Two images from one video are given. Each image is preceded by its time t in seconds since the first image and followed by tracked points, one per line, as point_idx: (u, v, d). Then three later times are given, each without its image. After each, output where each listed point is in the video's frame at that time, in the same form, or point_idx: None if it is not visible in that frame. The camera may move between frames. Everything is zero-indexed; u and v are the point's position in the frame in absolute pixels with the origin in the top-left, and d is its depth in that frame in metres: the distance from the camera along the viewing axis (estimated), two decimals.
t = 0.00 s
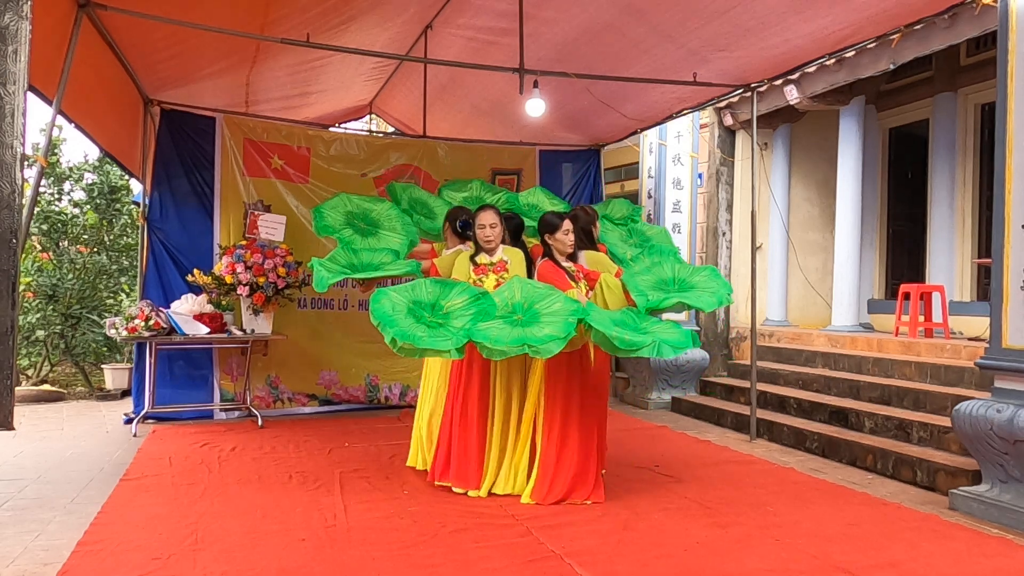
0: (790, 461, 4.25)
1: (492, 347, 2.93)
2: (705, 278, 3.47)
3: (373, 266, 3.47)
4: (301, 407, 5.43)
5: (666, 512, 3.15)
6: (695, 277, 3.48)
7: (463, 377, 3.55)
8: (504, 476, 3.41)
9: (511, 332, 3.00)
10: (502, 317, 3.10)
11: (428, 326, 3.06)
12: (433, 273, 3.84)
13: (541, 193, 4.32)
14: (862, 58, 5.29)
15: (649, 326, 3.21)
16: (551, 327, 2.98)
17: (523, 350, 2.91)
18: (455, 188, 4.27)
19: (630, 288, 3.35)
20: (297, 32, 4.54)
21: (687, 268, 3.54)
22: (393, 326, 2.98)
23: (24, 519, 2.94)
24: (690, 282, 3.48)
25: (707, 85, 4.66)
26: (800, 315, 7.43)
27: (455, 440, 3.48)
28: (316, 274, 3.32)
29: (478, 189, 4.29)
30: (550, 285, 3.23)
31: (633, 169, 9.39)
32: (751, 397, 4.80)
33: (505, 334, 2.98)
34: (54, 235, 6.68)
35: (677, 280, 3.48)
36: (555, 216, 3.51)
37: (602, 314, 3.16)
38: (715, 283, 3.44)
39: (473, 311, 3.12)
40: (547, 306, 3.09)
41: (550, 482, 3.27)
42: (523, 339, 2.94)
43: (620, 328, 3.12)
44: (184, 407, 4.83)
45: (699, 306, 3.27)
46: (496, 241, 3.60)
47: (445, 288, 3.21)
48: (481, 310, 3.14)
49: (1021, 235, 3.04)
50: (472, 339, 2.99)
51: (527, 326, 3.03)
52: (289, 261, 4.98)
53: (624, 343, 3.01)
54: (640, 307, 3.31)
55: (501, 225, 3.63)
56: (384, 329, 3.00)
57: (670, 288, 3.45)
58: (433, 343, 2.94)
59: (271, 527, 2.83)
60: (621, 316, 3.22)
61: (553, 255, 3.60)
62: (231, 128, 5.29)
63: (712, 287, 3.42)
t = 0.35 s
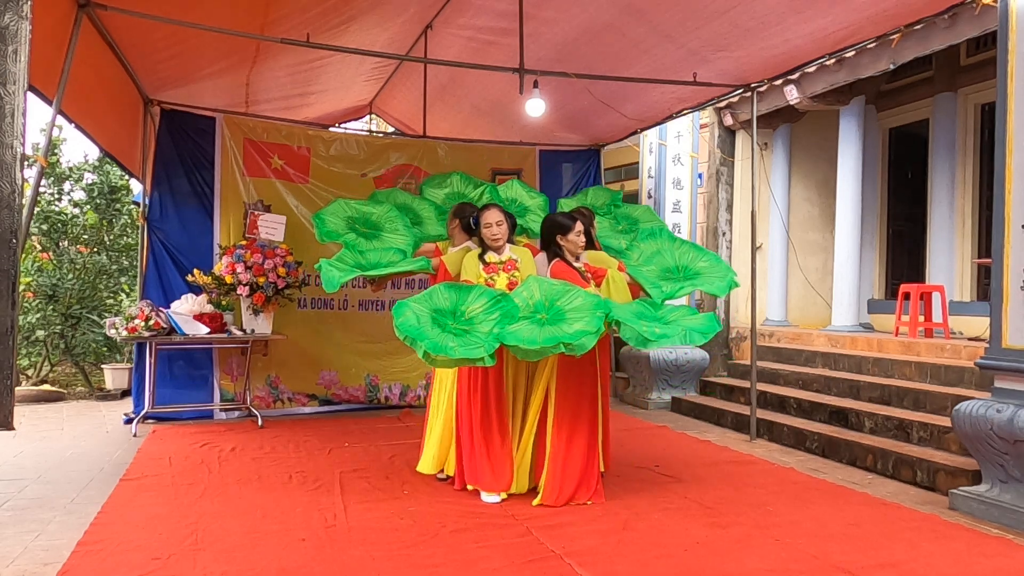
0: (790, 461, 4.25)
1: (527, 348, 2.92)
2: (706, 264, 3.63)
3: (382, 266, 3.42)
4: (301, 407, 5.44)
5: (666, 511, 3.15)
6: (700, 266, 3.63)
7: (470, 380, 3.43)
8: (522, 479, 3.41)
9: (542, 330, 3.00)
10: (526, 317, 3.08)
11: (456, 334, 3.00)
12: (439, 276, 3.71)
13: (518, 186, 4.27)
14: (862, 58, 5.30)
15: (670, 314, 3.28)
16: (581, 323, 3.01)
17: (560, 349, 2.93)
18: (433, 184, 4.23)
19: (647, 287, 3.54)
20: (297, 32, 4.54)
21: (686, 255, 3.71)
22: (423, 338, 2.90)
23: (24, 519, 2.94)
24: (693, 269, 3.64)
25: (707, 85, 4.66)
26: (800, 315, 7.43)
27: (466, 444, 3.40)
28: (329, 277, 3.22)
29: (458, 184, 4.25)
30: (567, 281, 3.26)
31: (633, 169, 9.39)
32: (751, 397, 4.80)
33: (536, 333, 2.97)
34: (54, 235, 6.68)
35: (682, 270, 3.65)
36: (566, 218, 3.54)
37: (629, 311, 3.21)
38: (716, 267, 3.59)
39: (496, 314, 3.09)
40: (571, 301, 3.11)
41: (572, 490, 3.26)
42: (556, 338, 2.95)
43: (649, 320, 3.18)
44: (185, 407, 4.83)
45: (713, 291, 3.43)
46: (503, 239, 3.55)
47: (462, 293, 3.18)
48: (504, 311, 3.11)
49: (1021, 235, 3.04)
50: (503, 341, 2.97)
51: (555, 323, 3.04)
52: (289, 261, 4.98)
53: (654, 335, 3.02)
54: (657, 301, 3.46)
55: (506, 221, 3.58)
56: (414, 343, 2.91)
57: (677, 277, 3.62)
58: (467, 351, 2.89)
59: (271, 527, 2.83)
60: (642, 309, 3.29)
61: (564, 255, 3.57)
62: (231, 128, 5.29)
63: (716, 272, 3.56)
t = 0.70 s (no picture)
0: (790, 461, 4.25)
1: (564, 341, 2.95)
2: (704, 247, 3.67)
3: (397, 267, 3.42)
4: (301, 407, 5.44)
5: (666, 511, 3.15)
6: (699, 249, 3.67)
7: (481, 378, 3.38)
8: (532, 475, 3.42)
9: (572, 326, 3.05)
10: (551, 314, 3.13)
11: (488, 333, 2.99)
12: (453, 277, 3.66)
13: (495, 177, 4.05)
14: (862, 58, 5.30)
15: (683, 306, 3.42)
16: (608, 317, 3.10)
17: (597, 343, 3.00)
18: (415, 182, 4.02)
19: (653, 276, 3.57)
20: (297, 32, 4.53)
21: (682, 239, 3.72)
22: (461, 340, 2.88)
23: (24, 519, 2.94)
24: (692, 254, 3.66)
25: (707, 85, 4.66)
26: (799, 314, 7.43)
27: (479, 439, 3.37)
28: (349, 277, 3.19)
29: (438, 178, 4.05)
30: (581, 280, 3.36)
31: (633, 169, 9.39)
32: (751, 397, 4.80)
33: (568, 329, 3.03)
34: (54, 235, 6.68)
35: (682, 254, 3.67)
36: (576, 220, 3.58)
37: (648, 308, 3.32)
38: (714, 250, 3.65)
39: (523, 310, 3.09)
40: (590, 297, 3.21)
41: (590, 484, 3.33)
42: (591, 333, 3.01)
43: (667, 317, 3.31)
44: (185, 407, 4.83)
45: (719, 277, 3.51)
46: (507, 236, 3.51)
47: (480, 294, 3.14)
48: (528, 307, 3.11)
49: (1021, 235, 3.03)
50: (537, 338, 2.98)
51: (581, 319, 3.12)
52: (289, 261, 4.98)
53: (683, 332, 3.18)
54: (666, 291, 3.47)
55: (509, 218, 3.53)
56: (452, 345, 2.87)
57: (678, 263, 3.63)
58: (506, 349, 2.89)
59: (271, 527, 2.83)
60: (658, 301, 3.41)
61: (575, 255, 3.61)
62: (231, 128, 5.29)
63: (715, 257, 3.61)
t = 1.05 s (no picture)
0: (790, 461, 4.25)
1: (597, 334, 2.99)
2: (700, 234, 3.69)
3: (413, 279, 3.29)
4: (301, 407, 5.44)
5: (666, 511, 3.15)
6: (695, 236, 3.69)
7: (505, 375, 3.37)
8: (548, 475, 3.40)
9: (601, 319, 3.09)
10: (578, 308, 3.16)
11: (520, 330, 3.00)
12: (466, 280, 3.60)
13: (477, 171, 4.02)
14: (862, 58, 5.30)
15: (696, 296, 3.54)
16: (634, 310, 3.15)
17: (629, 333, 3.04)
18: (405, 181, 3.97)
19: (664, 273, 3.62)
20: (297, 32, 4.53)
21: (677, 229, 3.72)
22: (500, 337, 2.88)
23: (24, 519, 2.94)
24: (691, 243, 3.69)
25: (707, 85, 4.66)
26: (800, 315, 7.42)
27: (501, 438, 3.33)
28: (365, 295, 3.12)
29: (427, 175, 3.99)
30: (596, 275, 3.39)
31: (633, 169, 9.38)
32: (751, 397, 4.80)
33: (598, 323, 3.06)
34: (54, 235, 6.68)
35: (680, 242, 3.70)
36: (586, 220, 3.66)
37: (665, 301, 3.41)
38: (710, 234, 3.68)
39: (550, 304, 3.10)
40: (610, 290, 3.25)
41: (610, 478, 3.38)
42: (621, 325, 3.06)
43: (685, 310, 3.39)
44: (184, 407, 4.82)
45: (726, 264, 3.57)
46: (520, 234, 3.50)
47: (502, 293, 3.12)
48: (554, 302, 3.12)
49: (1021, 235, 3.03)
50: (569, 331, 3.01)
51: (606, 313, 3.17)
52: (289, 261, 4.99)
53: (714, 325, 3.24)
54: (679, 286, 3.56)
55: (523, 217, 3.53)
56: (491, 342, 2.87)
57: (681, 253, 3.69)
58: (543, 343, 2.91)
59: (271, 527, 2.83)
60: (672, 294, 3.52)
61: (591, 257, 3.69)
62: (231, 128, 5.29)
63: (713, 245, 3.66)
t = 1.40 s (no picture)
0: (790, 461, 4.25)
1: (631, 332, 3.00)
2: (692, 217, 3.72)
3: (428, 289, 3.32)
4: (301, 407, 5.43)
5: (666, 512, 3.15)
6: (685, 220, 3.73)
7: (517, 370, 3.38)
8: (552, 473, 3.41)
9: (632, 316, 3.10)
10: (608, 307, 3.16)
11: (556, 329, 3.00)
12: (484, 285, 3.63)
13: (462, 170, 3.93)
14: (862, 58, 5.30)
15: (698, 287, 3.53)
16: (660, 305, 3.15)
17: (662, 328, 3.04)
18: (393, 183, 3.90)
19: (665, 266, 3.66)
20: (297, 32, 4.53)
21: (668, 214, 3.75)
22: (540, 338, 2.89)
23: (24, 519, 2.94)
24: (684, 229, 3.73)
25: (707, 85, 4.65)
26: (800, 315, 7.42)
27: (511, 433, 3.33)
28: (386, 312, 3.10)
29: (414, 177, 3.92)
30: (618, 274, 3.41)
31: (633, 169, 9.38)
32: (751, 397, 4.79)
33: (630, 320, 3.06)
34: (54, 235, 6.67)
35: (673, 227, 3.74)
36: (596, 223, 3.68)
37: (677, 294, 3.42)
38: (702, 217, 3.71)
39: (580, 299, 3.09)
40: (634, 288, 3.26)
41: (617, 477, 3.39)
42: (651, 321, 3.06)
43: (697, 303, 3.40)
44: (185, 407, 4.82)
45: (723, 250, 3.63)
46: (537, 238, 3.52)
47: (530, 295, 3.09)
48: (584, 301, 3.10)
49: (1021, 235, 3.03)
50: (603, 329, 3.01)
51: (633, 310, 3.17)
52: (289, 261, 4.99)
53: (726, 315, 3.27)
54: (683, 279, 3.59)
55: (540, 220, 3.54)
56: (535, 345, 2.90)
57: (676, 242, 3.73)
58: (581, 341, 2.91)
59: (271, 527, 2.83)
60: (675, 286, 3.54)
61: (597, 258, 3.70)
62: (231, 128, 5.29)
63: (706, 228, 3.70)
